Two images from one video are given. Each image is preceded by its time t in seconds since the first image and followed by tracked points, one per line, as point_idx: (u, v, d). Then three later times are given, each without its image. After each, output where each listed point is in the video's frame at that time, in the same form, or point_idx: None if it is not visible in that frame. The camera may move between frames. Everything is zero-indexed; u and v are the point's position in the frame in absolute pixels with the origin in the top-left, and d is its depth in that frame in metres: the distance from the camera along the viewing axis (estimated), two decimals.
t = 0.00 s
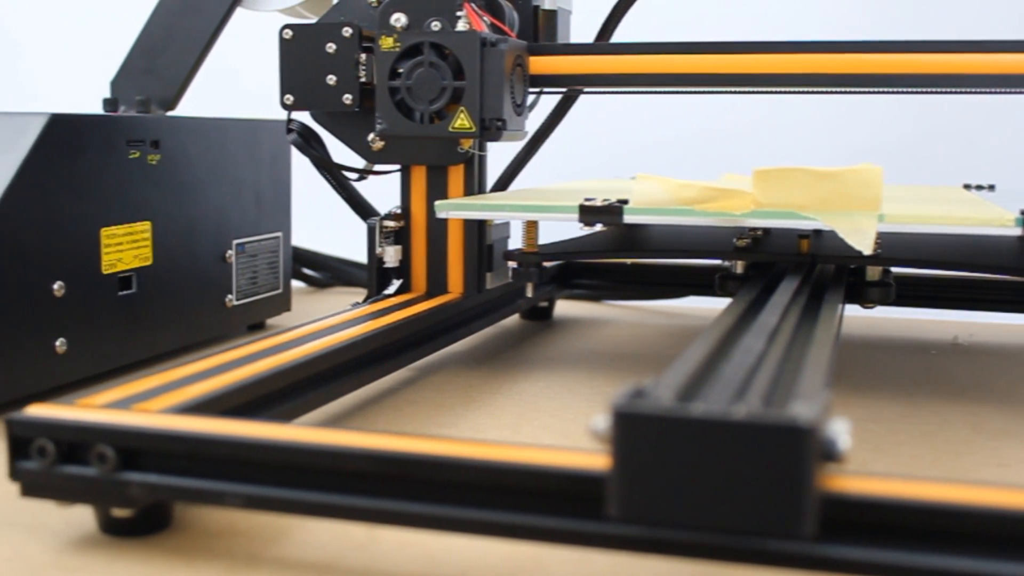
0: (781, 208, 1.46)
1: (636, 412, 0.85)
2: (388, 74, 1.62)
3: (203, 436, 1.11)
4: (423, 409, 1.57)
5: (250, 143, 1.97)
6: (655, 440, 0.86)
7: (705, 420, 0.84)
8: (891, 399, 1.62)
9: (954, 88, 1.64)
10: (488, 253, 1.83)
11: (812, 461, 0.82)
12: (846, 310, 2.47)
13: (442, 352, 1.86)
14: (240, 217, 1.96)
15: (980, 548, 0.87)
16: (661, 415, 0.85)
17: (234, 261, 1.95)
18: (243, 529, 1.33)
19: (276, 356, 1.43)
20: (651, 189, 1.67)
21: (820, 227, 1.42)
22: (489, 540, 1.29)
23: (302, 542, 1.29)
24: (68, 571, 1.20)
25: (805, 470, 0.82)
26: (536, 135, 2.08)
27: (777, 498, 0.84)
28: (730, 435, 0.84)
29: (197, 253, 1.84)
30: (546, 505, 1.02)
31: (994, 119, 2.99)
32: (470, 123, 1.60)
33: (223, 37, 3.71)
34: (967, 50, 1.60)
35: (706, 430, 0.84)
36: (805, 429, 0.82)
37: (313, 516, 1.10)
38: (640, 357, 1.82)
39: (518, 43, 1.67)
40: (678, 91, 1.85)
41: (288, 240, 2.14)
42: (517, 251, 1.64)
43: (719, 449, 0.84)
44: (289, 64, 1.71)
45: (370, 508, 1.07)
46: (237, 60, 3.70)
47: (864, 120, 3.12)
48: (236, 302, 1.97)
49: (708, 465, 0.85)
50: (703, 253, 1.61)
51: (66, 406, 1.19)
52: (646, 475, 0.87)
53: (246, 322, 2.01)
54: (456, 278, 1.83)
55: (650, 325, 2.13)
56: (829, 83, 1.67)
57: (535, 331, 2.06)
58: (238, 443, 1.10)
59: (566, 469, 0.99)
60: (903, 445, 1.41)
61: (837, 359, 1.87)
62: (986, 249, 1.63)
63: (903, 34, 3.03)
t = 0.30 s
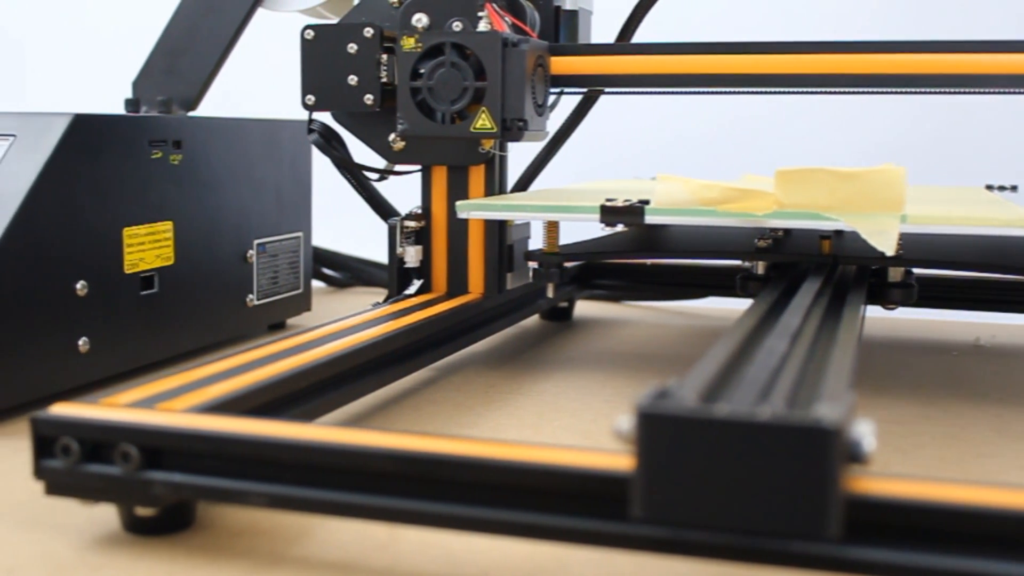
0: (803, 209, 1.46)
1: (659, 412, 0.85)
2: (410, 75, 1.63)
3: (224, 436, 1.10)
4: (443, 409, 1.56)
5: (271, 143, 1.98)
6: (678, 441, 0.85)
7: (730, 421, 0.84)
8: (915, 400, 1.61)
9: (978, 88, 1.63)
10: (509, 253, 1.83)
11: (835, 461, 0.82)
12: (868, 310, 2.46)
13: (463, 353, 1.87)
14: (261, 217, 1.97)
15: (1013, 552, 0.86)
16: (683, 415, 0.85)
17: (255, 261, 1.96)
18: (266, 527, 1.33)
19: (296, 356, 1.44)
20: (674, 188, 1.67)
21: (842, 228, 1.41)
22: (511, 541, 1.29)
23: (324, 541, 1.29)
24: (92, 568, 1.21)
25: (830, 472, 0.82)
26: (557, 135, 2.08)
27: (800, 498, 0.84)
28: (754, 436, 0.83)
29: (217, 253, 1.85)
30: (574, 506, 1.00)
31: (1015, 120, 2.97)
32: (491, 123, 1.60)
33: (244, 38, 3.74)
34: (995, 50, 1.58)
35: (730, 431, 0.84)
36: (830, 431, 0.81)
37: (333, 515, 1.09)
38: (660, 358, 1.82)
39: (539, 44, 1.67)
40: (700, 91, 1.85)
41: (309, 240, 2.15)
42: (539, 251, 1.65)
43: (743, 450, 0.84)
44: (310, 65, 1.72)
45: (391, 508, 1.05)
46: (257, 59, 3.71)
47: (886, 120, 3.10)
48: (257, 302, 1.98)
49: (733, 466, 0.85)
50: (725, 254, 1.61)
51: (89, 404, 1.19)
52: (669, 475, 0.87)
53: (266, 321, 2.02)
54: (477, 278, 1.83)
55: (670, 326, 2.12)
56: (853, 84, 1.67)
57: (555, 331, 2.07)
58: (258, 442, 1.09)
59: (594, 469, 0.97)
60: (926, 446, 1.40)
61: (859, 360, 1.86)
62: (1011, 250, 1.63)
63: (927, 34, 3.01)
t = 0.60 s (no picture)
0: (823, 210, 1.45)
1: (681, 414, 0.85)
2: (429, 76, 1.63)
3: (244, 435, 1.10)
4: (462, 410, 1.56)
5: (290, 144, 1.99)
6: (701, 442, 0.85)
7: (752, 422, 0.84)
8: (935, 402, 1.61)
9: (999, 88, 1.63)
10: (528, 253, 1.83)
11: (859, 462, 0.81)
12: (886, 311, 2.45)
13: (482, 354, 1.87)
14: (280, 218, 1.98)
15: None
16: (706, 415, 0.85)
17: (274, 261, 1.97)
18: (286, 527, 1.33)
19: (314, 356, 1.44)
20: (694, 188, 1.67)
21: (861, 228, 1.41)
22: (530, 541, 1.28)
23: (343, 541, 1.29)
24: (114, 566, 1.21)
25: (853, 473, 0.82)
26: (576, 135, 2.08)
27: (823, 498, 0.84)
28: (777, 438, 0.83)
29: (236, 252, 1.85)
30: (597, 506, 0.99)
31: None
32: (511, 123, 1.60)
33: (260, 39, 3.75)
34: (1017, 50, 1.58)
35: (752, 431, 0.84)
36: (853, 432, 0.81)
37: (352, 515, 1.08)
38: (678, 359, 1.82)
39: (558, 44, 1.67)
40: (720, 92, 1.85)
41: (328, 240, 2.16)
42: (557, 251, 1.66)
43: (765, 451, 0.84)
44: (330, 65, 1.72)
45: (412, 509, 1.05)
46: (276, 59, 3.72)
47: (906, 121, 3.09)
48: (275, 302, 1.98)
49: (756, 468, 0.84)
50: (745, 254, 1.61)
51: (110, 403, 1.19)
52: (692, 475, 0.87)
53: (285, 322, 2.03)
54: (495, 278, 1.84)
55: (688, 326, 2.12)
56: (874, 85, 1.67)
57: (573, 332, 2.07)
58: (277, 441, 1.09)
59: (617, 470, 0.97)
60: (946, 448, 1.40)
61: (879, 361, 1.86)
62: None
63: (949, 35, 3.00)
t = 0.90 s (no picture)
0: (842, 211, 1.44)
1: (702, 415, 0.85)
2: (447, 76, 1.63)
3: (262, 435, 1.10)
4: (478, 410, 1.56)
5: (308, 144, 1.99)
6: (723, 443, 0.85)
7: (774, 423, 0.83)
8: (954, 403, 1.60)
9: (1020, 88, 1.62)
10: (545, 253, 1.82)
11: (882, 463, 0.81)
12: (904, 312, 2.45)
13: (499, 354, 1.87)
14: (298, 218, 1.99)
15: None
16: (728, 416, 0.84)
17: (292, 261, 1.98)
18: (304, 527, 1.33)
19: (332, 356, 1.44)
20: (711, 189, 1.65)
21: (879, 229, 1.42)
22: (549, 542, 1.28)
23: (362, 541, 1.29)
24: (135, 565, 1.22)
25: (876, 474, 0.81)
26: (594, 135, 2.09)
27: (845, 498, 0.83)
28: (800, 439, 0.83)
29: (253, 252, 1.86)
30: (618, 507, 0.98)
31: None
32: (528, 124, 1.60)
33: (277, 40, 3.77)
34: None
35: (775, 432, 0.84)
36: (876, 433, 0.81)
37: (371, 515, 1.08)
38: (695, 359, 1.82)
39: (576, 44, 1.67)
40: (738, 92, 1.85)
41: (345, 240, 2.16)
42: (575, 252, 1.66)
43: (788, 452, 0.84)
44: (348, 66, 1.73)
45: (431, 509, 1.05)
46: (293, 60, 3.73)
47: (926, 122, 3.08)
48: (293, 302, 1.99)
49: (778, 469, 0.84)
50: (764, 255, 1.61)
51: (130, 403, 1.19)
52: (714, 477, 0.86)
53: (302, 322, 2.03)
54: (512, 278, 1.84)
55: (705, 327, 2.12)
56: (894, 85, 1.67)
57: (589, 332, 2.07)
58: (296, 441, 1.09)
59: (639, 470, 0.96)
60: (966, 450, 1.39)
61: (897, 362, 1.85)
62: None
63: (966, 35, 2.99)
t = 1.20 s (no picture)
0: (859, 211, 1.43)
1: (721, 415, 0.85)
2: (463, 76, 1.64)
3: (279, 435, 1.10)
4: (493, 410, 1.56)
5: (323, 144, 2.00)
6: (742, 444, 0.85)
7: (793, 424, 0.83)
8: (971, 405, 1.60)
9: None
10: (560, 254, 1.82)
11: (901, 464, 0.81)
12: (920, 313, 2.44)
13: (514, 354, 1.87)
14: (314, 218, 2.00)
15: None
16: (747, 417, 0.84)
17: (307, 261, 1.98)
18: (320, 527, 1.33)
19: (347, 356, 1.44)
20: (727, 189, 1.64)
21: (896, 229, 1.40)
22: (566, 542, 1.28)
23: (378, 541, 1.29)
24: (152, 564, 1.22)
25: (895, 476, 0.81)
26: (609, 136, 2.09)
27: (864, 499, 0.83)
28: (819, 440, 0.82)
29: (268, 252, 1.86)
30: (636, 507, 0.98)
31: None
32: (544, 124, 1.60)
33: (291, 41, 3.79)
34: None
35: (793, 434, 0.83)
36: (895, 434, 0.80)
37: (387, 515, 1.08)
38: (710, 360, 1.82)
39: (591, 45, 1.67)
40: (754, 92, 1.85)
41: (360, 240, 2.17)
42: (591, 253, 1.66)
43: (807, 453, 0.83)
44: (364, 66, 1.73)
45: (447, 508, 1.05)
46: (308, 60, 3.74)
47: (940, 122, 3.07)
48: (308, 302, 1.99)
49: (797, 470, 0.84)
50: (780, 255, 1.61)
51: (147, 403, 1.19)
52: (733, 478, 0.86)
53: (317, 322, 2.04)
54: (528, 279, 1.84)
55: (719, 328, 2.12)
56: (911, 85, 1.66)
57: (604, 333, 2.07)
58: (312, 441, 1.09)
59: (657, 471, 0.96)
60: (984, 451, 1.39)
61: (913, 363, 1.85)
62: None
63: (981, 35, 2.98)
